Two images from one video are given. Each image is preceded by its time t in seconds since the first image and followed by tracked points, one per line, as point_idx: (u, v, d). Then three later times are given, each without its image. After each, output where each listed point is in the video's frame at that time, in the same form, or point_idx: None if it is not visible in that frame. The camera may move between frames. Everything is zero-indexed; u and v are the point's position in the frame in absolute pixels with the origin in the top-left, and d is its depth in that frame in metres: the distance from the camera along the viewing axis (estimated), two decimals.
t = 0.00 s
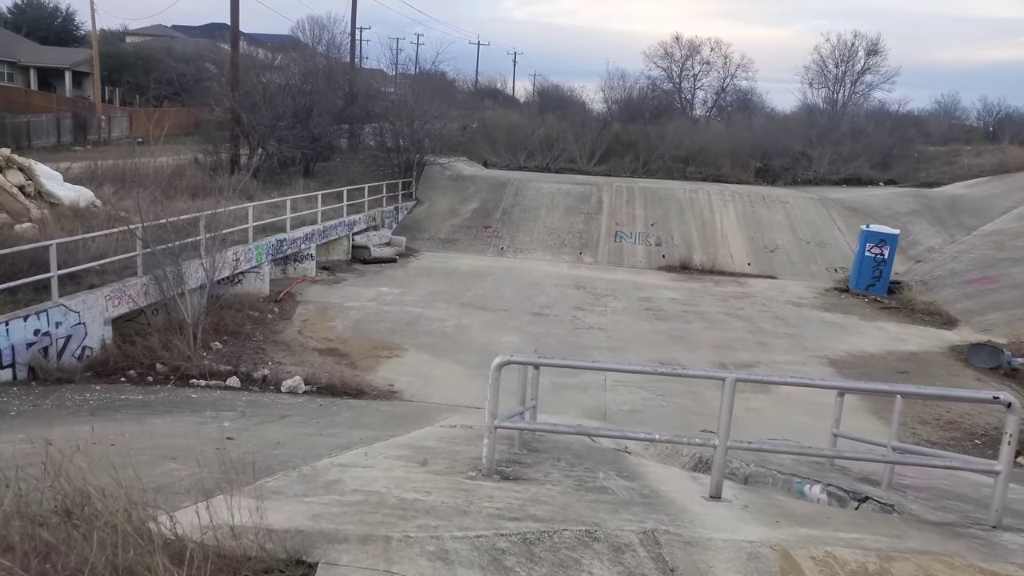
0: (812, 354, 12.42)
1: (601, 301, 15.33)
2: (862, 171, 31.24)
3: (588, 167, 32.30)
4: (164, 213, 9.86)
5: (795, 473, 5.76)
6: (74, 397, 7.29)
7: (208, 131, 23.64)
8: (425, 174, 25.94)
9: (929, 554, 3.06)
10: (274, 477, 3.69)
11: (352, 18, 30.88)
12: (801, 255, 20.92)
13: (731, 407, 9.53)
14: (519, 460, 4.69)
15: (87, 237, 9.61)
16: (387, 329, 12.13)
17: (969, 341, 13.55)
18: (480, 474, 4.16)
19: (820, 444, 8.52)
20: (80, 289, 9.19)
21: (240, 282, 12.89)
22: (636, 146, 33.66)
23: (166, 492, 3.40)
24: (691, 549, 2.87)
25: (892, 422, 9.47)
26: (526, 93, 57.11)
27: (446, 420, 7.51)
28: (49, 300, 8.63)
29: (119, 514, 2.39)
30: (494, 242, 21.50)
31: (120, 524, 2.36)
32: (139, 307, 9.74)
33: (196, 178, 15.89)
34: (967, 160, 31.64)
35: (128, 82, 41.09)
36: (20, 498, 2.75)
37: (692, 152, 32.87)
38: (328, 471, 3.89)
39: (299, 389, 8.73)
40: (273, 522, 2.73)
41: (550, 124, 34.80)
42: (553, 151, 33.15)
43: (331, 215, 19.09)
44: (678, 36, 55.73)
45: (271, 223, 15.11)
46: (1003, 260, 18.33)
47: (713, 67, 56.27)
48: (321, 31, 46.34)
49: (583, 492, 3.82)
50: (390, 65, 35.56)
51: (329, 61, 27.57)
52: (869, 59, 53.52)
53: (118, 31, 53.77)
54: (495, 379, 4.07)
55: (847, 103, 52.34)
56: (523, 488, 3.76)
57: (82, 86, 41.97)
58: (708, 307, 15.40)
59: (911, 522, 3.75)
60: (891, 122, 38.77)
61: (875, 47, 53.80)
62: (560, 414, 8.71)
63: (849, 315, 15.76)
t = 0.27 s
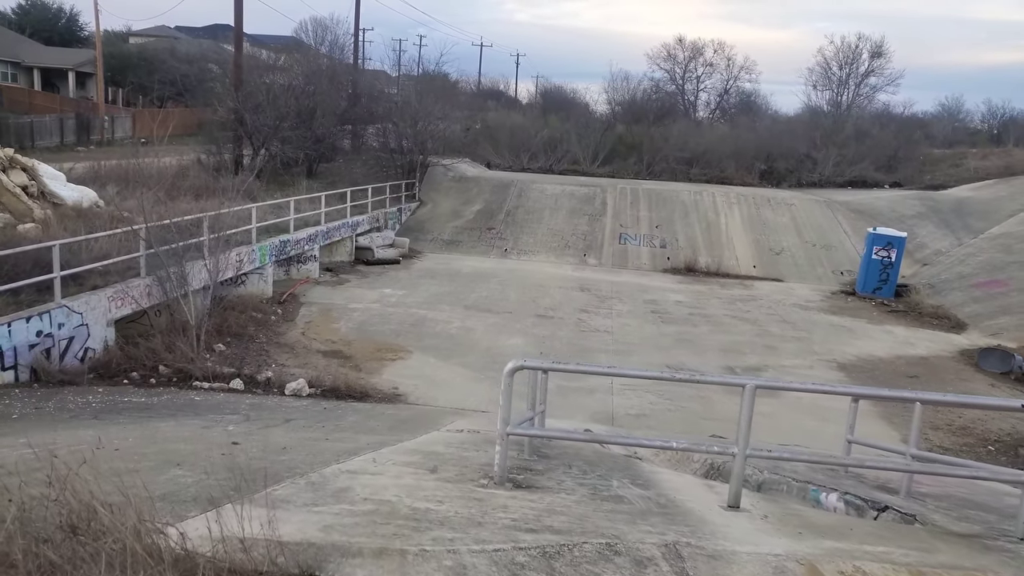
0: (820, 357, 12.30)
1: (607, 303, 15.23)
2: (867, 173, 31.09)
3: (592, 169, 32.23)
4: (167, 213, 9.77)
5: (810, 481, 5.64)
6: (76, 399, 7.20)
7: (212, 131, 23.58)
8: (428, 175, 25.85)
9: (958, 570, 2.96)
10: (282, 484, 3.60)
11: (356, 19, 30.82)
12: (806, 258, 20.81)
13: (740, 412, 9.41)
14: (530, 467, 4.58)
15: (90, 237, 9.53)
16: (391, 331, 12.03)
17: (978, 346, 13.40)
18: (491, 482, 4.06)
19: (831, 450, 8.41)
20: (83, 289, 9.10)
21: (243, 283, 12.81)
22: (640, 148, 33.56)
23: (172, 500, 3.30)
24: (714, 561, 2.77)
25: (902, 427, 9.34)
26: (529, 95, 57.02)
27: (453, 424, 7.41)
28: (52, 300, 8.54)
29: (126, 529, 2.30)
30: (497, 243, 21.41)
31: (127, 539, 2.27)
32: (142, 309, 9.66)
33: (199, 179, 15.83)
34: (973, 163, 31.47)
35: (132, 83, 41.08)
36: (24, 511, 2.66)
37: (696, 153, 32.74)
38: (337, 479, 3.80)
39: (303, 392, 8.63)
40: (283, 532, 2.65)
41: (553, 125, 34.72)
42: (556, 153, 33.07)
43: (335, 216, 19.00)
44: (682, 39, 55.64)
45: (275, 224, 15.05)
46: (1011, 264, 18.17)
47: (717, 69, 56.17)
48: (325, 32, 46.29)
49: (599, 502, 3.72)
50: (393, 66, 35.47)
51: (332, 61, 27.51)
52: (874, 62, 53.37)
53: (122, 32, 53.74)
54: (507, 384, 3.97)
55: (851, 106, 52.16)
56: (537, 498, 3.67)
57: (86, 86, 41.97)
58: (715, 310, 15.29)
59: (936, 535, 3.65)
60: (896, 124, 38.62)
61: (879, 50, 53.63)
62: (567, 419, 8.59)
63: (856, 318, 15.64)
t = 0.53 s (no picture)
0: (829, 361, 12.19)
1: (612, 306, 15.13)
2: (871, 175, 30.95)
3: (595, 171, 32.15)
4: (170, 217, 9.70)
5: (826, 488, 5.53)
6: (79, 405, 7.12)
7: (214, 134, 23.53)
8: (431, 178, 25.78)
9: None
10: (291, 496, 3.51)
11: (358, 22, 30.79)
12: (812, 260, 20.69)
13: (749, 416, 9.30)
14: (542, 476, 4.48)
15: (93, 241, 9.45)
16: (395, 335, 11.94)
17: (988, 349, 13.26)
18: (503, 492, 3.96)
19: (842, 455, 8.30)
20: (85, 294, 9.02)
21: (247, 287, 12.73)
22: (643, 150, 33.47)
23: (179, 514, 3.21)
24: None
25: (913, 432, 9.22)
26: (531, 98, 56.97)
27: (460, 430, 7.31)
28: (54, 306, 8.46)
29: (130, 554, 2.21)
30: (501, 246, 21.33)
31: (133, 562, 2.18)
32: (145, 314, 9.57)
33: (203, 182, 15.77)
34: (978, 165, 31.31)
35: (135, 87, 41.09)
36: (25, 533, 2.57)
37: (700, 155, 32.64)
38: (346, 490, 3.71)
39: (308, 398, 8.54)
40: (295, 550, 2.56)
41: (556, 128, 34.64)
42: (559, 155, 32.99)
43: (338, 219, 18.93)
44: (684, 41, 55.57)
45: (278, 227, 14.98)
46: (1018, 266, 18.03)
47: (719, 71, 56.07)
48: (327, 35, 46.28)
49: (615, 514, 3.63)
50: (395, 68, 35.42)
51: (335, 64, 27.47)
52: (877, 63, 53.20)
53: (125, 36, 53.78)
54: (521, 392, 3.87)
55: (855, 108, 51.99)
56: (553, 509, 3.59)
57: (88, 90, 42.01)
58: (721, 313, 15.17)
59: (964, 548, 3.55)
60: (900, 126, 38.47)
61: (882, 51, 53.47)
62: (574, 424, 8.49)
63: (864, 321, 15.52)
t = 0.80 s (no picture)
0: (835, 363, 12.08)
1: (615, 308, 15.05)
2: (874, 176, 30.83)
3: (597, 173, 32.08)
4: (170, 219, 9.62)
5: (838, 494, 5.42)
6: (77, 410, 7.02)
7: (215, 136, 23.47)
8: (433, 180, 25.71)
9: None
10: (292, 505, 3.41)
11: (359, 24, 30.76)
12: (816, 262, 20.58)
13: (755, 420, 9.19)
14: (549, 483, 4.38)
15: (92, 244, 9.36)
16: (397, 338, 11.84)
17: (995, 351, 13.12)
18: (510, 500, 3.86)
19: (850, 459, 8.20)
20: (84, 297, 8.94)
21: (248, 289, 12.65)
22: (645, 151, 33.38)
23: (176, 524, 3.12)
24: None
25: (921, 435, 9.10)
26: (533, 100, 56.92)
27: (463, 434, 7.21)
28: (52, 308, 8.38)
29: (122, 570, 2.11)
30: (504, 248, 21.24)
31: None
32: (145, 316, 9.49)
33: (203, 184, 15.69)
34: (981, 167, 31.18)
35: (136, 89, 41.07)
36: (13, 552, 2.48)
37: (702, 157, 32.55)
38: (349, 498, 3.61)
39: (309, 401, 8.45)
40: (295, 565, 2.46)
41: (558, 129, 34.58)
42: (561, 157, 32.93)
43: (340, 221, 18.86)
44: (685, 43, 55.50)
45: (279, 229, 14.90)
46: None
47: (721, 73, 56.00)
48: (328, 37, 46.25)
49: (627, 523, 3.55)
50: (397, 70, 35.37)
51: (336, 66, 27.42)
52: (879, 65, 53.11)
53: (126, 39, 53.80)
54: (529, 397, 3.77)
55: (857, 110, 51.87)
56: (561, 518, 3.49)
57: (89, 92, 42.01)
58: (726, 315, 15.06)
59: (984, 556, 3.45)
60: (903, 127, 38.37)
61: (884, 53, 53.34)
62: (579, 428, 8.39)
63: (869, 323, 15.39)
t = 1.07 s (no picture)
0: (840, 365, 11.95)
1: (617, 309, 14.93)
2: (877, 177, 30.68)
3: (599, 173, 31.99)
4: (169, 220, 9.51)
5: (849, 500, 5.30)
6: (72, 414, 6.91)
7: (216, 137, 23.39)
8: (434, 181, 25.61)
9: None
10: (288, 516, 3.30)
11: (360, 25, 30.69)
12: (819, 263, 20.45)
13: (760, 423, 9.07)
14: (555, 490, 4.26)
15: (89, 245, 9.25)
16: (398, 340, 11.73)
17: (1002, 353, 12.98)
18: (514, 508, 3.74)
19: (858, 463, 8.08)
20: (81, 299, 8.83)
21: (247, 291, 12.55)
22: (647, 152, 33.27)
23: (167, 537, 3.01)
24: None
25: (929, 438, 8.96)
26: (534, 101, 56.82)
27: (465, 439, 7.10)
28: (49, 311, 8.27)
29: None
30: (505, 249, 21.13)
31: None
32: (142, 319, 9.38)
33: (203, 185, 15.60)
34: (984, 167, 31.03)
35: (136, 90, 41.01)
36: None
37: (704, 157, 32.45)
38: (348, 507, 3.50)
39: (309, 405, 8.34)
40: None
41: (559, 130, 34.51)
42: (562, 158, 32.83)
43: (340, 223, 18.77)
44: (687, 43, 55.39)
45: (279, 230, 14.80)
46: None
47: (722, 74, 55.88)
48: (329, 38, 46.20)
49: (635, 533, 3.44)
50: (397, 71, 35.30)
51: (336, 67, 27.35)
52: (880, 65, 52.96)
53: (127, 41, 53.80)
54: (533, 402, 3.66)
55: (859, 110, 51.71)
56: (567, 528, 3.38)
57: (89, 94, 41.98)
58: (729, 316, 14.94)
59: (1005, 568, 3.33)
60: (905, 128, 38.23)
61: (886, 53, 53.17)
62: (582, 431, 8.27)
63: (874, 324, 15.26)
